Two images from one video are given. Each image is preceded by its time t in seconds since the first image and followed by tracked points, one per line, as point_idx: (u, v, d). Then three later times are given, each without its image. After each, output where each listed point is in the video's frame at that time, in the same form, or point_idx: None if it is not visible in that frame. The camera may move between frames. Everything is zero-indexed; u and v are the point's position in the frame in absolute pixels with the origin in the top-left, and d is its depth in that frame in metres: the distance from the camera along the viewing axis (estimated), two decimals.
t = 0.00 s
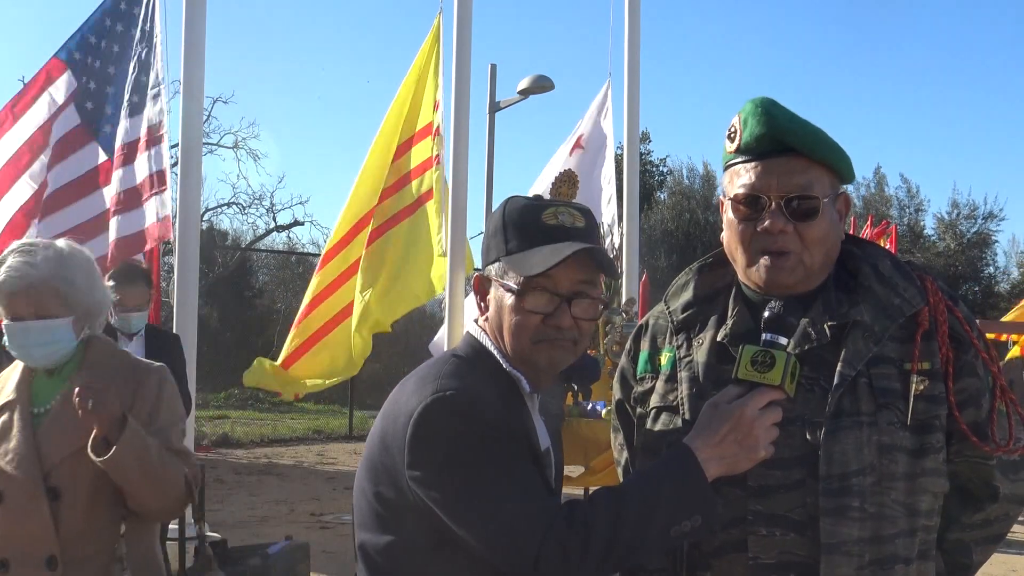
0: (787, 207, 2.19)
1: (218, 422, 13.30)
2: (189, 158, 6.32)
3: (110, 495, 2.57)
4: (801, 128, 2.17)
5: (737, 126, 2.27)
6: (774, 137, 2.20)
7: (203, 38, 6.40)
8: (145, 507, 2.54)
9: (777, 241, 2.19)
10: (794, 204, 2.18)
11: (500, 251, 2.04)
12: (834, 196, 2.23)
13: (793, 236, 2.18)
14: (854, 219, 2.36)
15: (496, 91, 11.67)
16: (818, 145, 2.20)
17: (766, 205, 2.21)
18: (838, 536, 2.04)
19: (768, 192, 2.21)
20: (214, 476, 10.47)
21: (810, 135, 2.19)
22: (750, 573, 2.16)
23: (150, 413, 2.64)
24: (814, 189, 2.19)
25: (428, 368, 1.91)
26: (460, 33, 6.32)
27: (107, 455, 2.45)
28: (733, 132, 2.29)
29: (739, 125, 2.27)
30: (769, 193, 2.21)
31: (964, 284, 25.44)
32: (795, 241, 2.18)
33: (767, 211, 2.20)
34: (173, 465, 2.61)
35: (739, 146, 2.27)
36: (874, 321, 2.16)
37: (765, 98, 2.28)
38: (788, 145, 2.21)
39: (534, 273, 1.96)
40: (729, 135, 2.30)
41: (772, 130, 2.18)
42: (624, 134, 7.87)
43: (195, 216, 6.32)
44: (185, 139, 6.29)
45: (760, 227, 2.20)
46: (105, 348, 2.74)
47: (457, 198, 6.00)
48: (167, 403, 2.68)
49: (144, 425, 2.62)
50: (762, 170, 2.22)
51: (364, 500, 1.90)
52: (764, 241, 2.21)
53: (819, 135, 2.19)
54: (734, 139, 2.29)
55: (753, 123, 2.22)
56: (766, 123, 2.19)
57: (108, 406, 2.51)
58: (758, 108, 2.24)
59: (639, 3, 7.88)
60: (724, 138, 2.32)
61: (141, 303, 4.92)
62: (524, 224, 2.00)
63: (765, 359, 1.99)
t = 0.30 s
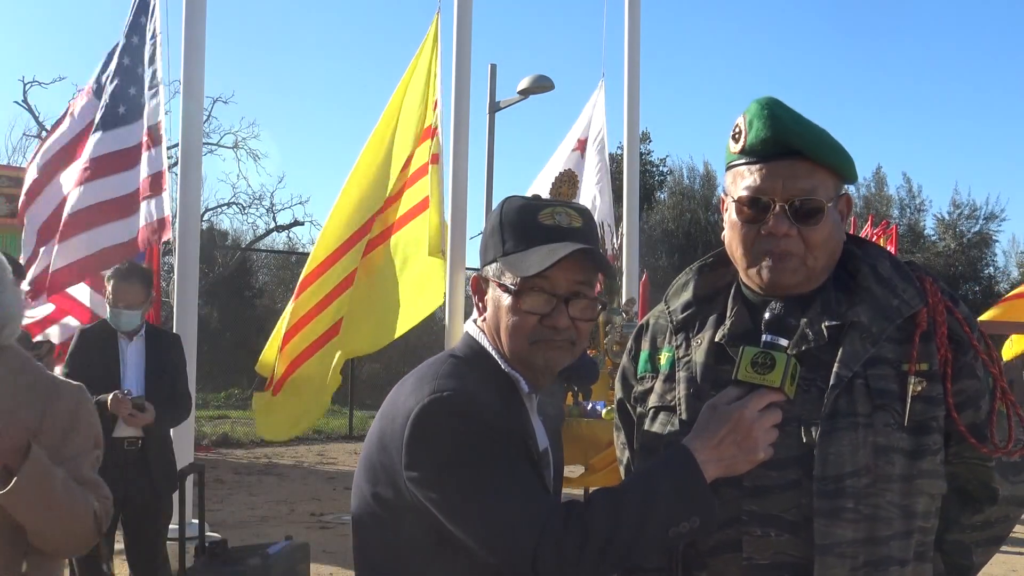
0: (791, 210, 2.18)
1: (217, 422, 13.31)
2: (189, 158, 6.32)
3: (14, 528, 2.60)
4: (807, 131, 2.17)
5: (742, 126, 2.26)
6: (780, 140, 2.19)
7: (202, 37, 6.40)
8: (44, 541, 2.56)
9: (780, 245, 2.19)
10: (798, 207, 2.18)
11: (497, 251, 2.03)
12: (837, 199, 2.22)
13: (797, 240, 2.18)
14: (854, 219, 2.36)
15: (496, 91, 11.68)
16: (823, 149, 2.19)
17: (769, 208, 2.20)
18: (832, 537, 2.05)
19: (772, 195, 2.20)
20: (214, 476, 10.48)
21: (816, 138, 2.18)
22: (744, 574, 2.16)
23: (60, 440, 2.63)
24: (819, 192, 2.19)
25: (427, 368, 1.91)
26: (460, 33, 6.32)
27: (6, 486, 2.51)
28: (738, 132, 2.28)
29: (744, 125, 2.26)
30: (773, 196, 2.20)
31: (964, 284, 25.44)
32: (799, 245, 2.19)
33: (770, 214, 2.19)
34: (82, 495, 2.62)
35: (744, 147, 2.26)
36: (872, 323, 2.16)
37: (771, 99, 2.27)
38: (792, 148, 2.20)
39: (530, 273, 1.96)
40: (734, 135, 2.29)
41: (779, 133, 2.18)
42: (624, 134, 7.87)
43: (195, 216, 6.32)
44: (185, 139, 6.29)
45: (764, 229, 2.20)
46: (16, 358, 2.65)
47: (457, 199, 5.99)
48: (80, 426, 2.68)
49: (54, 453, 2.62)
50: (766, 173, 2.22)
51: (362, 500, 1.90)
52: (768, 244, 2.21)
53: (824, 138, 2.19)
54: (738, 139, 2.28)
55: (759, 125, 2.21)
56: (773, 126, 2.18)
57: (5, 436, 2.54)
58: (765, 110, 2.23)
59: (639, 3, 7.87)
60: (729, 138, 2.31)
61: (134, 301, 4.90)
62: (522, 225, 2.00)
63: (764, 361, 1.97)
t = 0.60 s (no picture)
0: (795, 211, 2.19)
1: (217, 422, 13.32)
2: (189, 158, 6.32)
3: None
4: (814, 133, 2.17)
5: (747, 125, 2.26)
6: (787, 140, 2.19)
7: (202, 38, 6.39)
8: None
9: (784, 246, 2.19)
10: (802, 208, 2.18)
11: (497, 252, 2.03)
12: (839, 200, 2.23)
13: (801, 241, 2.18)
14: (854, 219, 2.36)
15: (496, 91, 11.69)
16: (829, 150, 2.19)
17: (772, 209, 2.20)
18: (829, 539, 2.05)
19: (777, 196, 2.20)
20: (215, 476, 10.48)
21: (821, 139, 2.19)
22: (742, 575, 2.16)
23: None
24: (823, 193, 2.19)
25: (427, 369, 1.91)
26: (460, 33, 6.32)
27: None
28: (743, 131, 2.28)
29: (750, 124, 2.25)
30: (778, 197, 2.20)
31: (964, 284, 25.46)
32: (802, 246, 2.19)
33: (774, 215, 2.19)
34: None
35: (749, 147, 2.25)
36: (871, 323, 2.16)
37: (776, 99, 2.27)
38: (798, 149, 2.20)
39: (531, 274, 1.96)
40: (739, 134, 2.28)
41: (787, 134, 2.18)
42: (624, 134, 7.87)
43: (195, 216, 6.33)
44: (185, 140, 6.30)
45: (768, 230, 2.20)
46: None
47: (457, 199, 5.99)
48: None
49: None
50: (770, 173, 2.22)
51: (362, 501, 1.90)
52: (772, 245, 2.21)
53: (830, 139, 2.19)
54: (743, 138, 2.28)
55: (765, 125, 2.20)
56: (780, 126, 2.18)
57: None
58: (771, 110, 2.23)
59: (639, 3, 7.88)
60: (734, 137, 2.31)
61: (131, 299, 4.89)
62: (523, 224, 2.00)
63: (764, 362, 1.94)
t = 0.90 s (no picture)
0: (797, 212, 2.19)
1: (216, 422, 13.33)
2: (190, 158, 6.32)
3: None
4: (816, 134, 2.17)
5: (747, 126, 2.26)
6: (788, 142, 2.18)
7: (202, 37, 6.39)
8: None
9: (786, 247, 2.19)
10: (804, 209, 2.18)
11: (500, 252, 2.02)
12: (840, 200, 2.23)
13: (803, 242, 2.18)
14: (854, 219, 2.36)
15: (496, 92, 11.69)
16: (830, 150, 2.20)
17: (774, 210, 2.20)
18: (827, 540, 2.05)
19: (779, 197, 2.20)
20: (215, 476, 10.49)
21: (822, 139, 2.19)
22: None
23: None
24: (824, 194, 2.19)
25: (425, 369, 1.91)
26: (461, 33, 6.32)
27: None
28: (743, 131, 2.27)
29: (750, 125, 2.25)
30: (780, 198, 2.20)
31: (963, 284, 25.47)
32: (805, 247, 2.19)
33: (776, 216, 2.19)
34: None
35: (749, 148, 2.25)
36: (870, 324, 2.16)
37: (776, 99, 2.27)
38: (799, 149, 2.20)
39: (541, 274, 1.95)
40: (739, 134, 2.28)
41: (787, 136, 2.17)
42: (624, 134, 7.86)
43: (195, 216, 6.33)
44: (185, 139, 6.30)
45: (770, 231, 2.20)
46: None
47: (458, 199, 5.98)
48: None
49: None
50: (771, 174, 2.21)
51: (361, 501, 1.90)
52: (773, 246, 2.21)
53: (831, 139, 2.19)
54: (744, 139, 2.27)
55: (766, 126, 2.20)
56: (780, 127, 2.18)
57: None
58: (771, 111, 2.23)
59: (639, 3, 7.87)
60: (734, 138, 2.31)
61: (136, 302, 4.89)
62: (526, 224, 2.00)
63: (762, 363, 1.95)
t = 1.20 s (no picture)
0: (796, 210, 2.18)
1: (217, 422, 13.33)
2: (190, 158, 6.32)
3: None
4: (814, 133, 2.17)
5: (744, 125, 2.26)
6: (786, 140, 2.19)
7: (202, 37, 6.39)
8: None
9: (785, 245, 2.19)
10: (804, 208, 2.18)
11: (499, 252, 2.02)
12: (839, 199, 2.23)
13: (803, 240, 2.18)
14: (854, 218, 2.35)
15: (496, 92, 11.69)
16: (828, 149, 2.20)
17: (773, 208, 2.20)
18: (826, 541, 2.05)
19: (778, 194, 2.20)
20: (215, 476, 10.48)
21: (820, 138, 2.19)
22: None
23: None
24: (823, 192, 2.19)
25: (424, 369, 1.91)
26: (460, 33, 6.31)
27: None
28: (740, 131, 2.27)
29: (747, 124, 2.25)
30: (779, 196, 2.20)
31: (964, 284, 25.46)
32: (805, 245, 2.19)
33: (775, 215, 2.19)
34: None
35: (747, 147, 2.25)
36: (870, 323, 2.16)
37: (773, 99, 2.27)
38: (796, 148, 2.20)
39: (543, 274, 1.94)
40: (736, 134, 2.28)
41: (785, 134, 2.17)
42: (625, 134, 7.86)
43: (195, 216, 6.33)
44: (185, 140, 6.30)
45: (770, 229, 2.20)
46: None
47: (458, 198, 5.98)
48: None
49: None
50: (769, 173, 2.21)
51: (360, 501, 1.90)
52: (773, 245, 2.21)
53: (829, 138, 2.20)
54: (741, 138, 2.27)
55: (763, 124, 2.20)
56: (777, 126, 2.18)
57: None
58: (768, 109, 2.23)
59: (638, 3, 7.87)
60: (730, 137, 2.31)
61: (138, 303, 4.89)
62: (526, 224, 2.00)
63: (762, 363, 1.94)
